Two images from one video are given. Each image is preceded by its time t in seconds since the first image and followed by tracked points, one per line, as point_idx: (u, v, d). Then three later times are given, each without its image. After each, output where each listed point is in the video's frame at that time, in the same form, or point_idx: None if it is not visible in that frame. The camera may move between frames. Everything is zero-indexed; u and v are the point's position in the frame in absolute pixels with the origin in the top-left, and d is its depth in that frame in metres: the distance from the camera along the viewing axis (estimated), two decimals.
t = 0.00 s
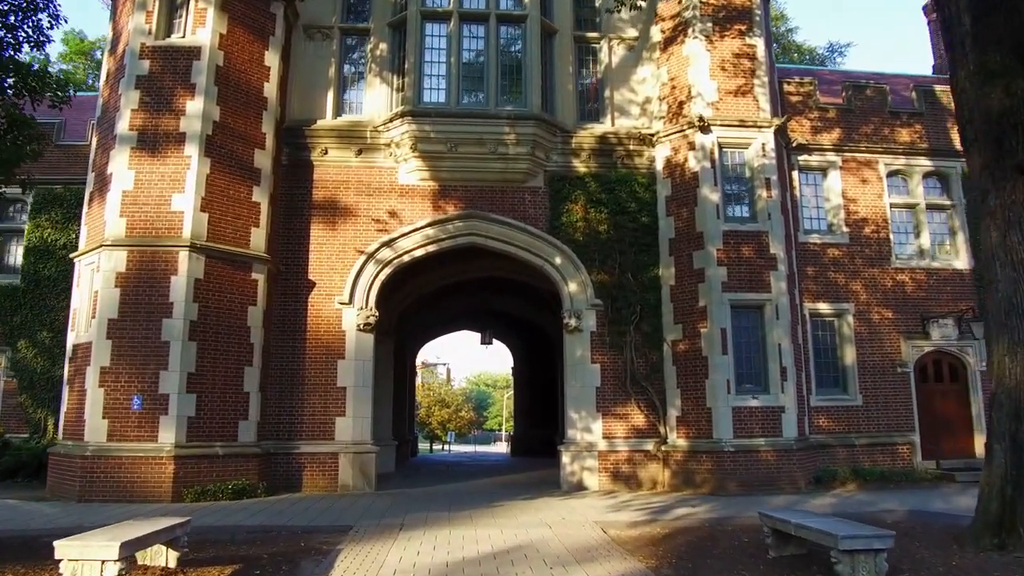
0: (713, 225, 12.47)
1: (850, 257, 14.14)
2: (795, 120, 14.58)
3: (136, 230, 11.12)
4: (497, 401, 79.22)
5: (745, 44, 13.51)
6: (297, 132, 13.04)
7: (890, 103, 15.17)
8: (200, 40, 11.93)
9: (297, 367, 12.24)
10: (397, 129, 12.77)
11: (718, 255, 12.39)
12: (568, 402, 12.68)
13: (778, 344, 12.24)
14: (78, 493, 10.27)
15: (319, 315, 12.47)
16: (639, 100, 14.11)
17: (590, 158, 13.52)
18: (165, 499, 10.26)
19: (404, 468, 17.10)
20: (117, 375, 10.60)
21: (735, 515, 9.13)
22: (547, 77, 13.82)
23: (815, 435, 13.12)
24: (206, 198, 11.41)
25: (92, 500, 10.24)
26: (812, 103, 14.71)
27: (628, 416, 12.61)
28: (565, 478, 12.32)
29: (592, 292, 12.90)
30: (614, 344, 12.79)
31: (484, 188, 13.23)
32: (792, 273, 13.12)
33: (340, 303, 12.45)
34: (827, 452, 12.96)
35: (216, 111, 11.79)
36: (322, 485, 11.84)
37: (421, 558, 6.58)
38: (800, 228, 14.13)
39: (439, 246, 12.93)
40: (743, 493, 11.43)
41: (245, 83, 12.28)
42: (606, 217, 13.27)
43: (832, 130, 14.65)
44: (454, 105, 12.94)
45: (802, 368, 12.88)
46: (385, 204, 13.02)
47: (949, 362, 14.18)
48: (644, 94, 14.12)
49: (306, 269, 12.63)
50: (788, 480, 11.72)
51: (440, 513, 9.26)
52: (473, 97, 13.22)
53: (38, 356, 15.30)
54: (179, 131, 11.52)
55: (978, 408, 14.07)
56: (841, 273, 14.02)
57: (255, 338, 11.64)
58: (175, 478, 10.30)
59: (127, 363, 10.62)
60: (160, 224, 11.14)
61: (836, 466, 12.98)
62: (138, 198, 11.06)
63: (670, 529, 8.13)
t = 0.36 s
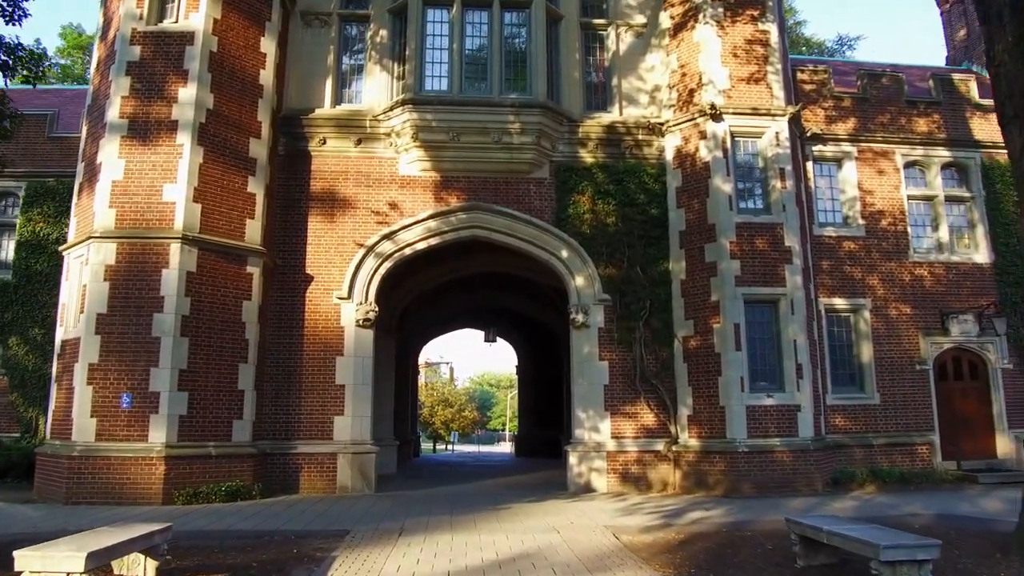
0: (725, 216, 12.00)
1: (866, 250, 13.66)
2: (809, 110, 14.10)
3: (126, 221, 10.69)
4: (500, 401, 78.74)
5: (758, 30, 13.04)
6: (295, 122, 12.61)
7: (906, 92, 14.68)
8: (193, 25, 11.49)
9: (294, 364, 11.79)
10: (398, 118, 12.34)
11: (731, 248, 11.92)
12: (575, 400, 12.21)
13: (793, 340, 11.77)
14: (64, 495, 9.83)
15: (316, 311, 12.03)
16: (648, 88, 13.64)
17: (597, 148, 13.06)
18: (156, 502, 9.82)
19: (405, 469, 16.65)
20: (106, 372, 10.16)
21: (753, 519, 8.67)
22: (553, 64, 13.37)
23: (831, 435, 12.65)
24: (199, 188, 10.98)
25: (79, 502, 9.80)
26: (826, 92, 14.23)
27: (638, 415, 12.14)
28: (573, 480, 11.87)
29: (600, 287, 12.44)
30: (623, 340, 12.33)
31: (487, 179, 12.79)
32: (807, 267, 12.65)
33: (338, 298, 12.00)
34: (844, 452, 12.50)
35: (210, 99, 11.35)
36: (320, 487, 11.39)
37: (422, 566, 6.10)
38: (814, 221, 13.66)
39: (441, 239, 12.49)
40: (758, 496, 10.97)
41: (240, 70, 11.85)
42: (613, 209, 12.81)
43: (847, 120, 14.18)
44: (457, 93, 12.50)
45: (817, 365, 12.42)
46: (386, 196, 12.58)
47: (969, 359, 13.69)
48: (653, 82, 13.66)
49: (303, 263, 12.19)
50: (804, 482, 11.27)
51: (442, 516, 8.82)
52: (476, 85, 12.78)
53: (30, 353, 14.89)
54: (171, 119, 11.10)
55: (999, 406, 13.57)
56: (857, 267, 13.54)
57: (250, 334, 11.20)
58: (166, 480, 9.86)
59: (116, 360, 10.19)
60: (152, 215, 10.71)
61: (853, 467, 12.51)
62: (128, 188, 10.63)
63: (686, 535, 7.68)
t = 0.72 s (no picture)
0: (745, 208, 11.51)
1: (891, 244, 13.13)
2: (831, 98, 13.58)
3: (123, 214, 10.30)
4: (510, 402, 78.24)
5: (778, 15, 12.54)
6: (298, 112, 12.19)
7: (932, 80, 14.13)
8: (192, 12, 11.10)
9: (297, 363, 11.36)
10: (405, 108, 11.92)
11: (752, 241, 11.42)
12: (590, 400, 11.74)
13: (818, 337, 11.27)
14: (58, 499, 9.44)
15: (321, 307, 11.60)
16: (663, 77, 13.16)
17: (611, 138, 12.59)
18: (153, 506, 9.41)
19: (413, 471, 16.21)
20: (102, 371, 9.77)
21: (781, 525, 8.18)
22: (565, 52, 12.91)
23: (856, 436, 12.14)
24: (198, 180, 10.57)
25: (74, 506, 9.41)
26: (849, 79, 13.70)
27: (655, 415, 11.66)
28: (587, 483, 11.39)
29: (614, 282, 11.96)
30: (639, 337, 11.85)
31: (497, 171, 12.33)
32: (831, 260, 12.14)
33: (343, 294, 11.57)
34: (869, 454, 12.00)
35: (210, 88, 10.95)
36: (325, 490, 10.96)
37: None
38: (837, 213, 13.14)
39: (449, 233, 12.04)
40: (782, 499, 10.48)
41: (241, 58, 11.44)
42: (628, 201, 12.33)
43: (871, 109, 13.65)
44: (466, 82, 12.06)
45: (842, 363, 11.91)
46: (392, 188, 12.15)
47: (999, 357, 13.14)
48: (669, 71, 13.18)
49: (307, 259, 11.77)
50: (830, 485, 10.77)
51: (451, 522, 8.37)
52: (485, 74, 12.33)
53: (29, 352, 14.55)
54: (170, 109, 10.70)
55: None
56: (882, 261, 13.01)
57: (252, 331, 10.78)
58: (164, 483, 9.45)
59: (112, 358, 9.80)
60: (149, 208, 10.32)
61: (880, 469, 11.98)
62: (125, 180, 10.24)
63: (711, 544, 7.19)
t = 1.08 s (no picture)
0: (764, 200, 11.07)
1: (915, 238, 12.66)
2: (851, 88, 13.12)
3: (120, 209, 9.96)
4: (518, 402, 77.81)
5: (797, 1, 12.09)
6: (300, 103, 11.82)
7: (955, 68, 13.64)
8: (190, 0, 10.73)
9: (300, 363, 10.99)
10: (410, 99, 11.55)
11: (771, 234, 10.99)
12: (602, 401, 11.33)
13: (840, 335, 10.83)
14: (51, 504, 9.10)
15: (324, 305, 11.22)
16: (677, 66, 12.73)
17: (624, 129, 12.17)
18: (148, 511, 9.05)
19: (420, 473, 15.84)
20: (97, 371, 9.42)
21: (807, 533, 7.75)
22: (575, 41, 12.50)
23: (879, 437, 11.69)
24: (197, 173, 10.21)
25: (68, 511, 9.06)
26: (869, 68, 13.24)
27: (670, 416, 11.24)
28: (600, 487, 10.99)
29: (627, 278, 11.54)
30: (654, 336, 11.43)
31: (506, 164, 11.93)
32: (852, 255, 11.69)
33: (347, 291, 11.18)
34: (893, 456, 11.55)
35: (208, 78, 10.58)
36: (329, 495, 10.58)
37: None
38: (858, 206, 12.68)
39: (457, 228, 11.65)
40: (804, 504, 10.04)
41: (241, 48, 11.07)
42: (642, 195, 11.91)
43: (892, 98, 13.18)
44: (473, 72, 11.67)
45: (865, 361, 11.46)
46: (398, 182, 11.76)
47: None
48: (683, 60, 12.75)
49: (310, 255, 11.40)
50: (854, 490, 10.32)
51: (459, 529, 7.98)
52: (493, 64, 11.93)
53: (28, 352, 14.23)
54: (167, 100, 10.35)
55: None
56: (905, 256, 12.55)
57: (253, 330, 10.40)
58: (161, 487, 9.10)
59: (108, 358, 9.45)
60: (147, 202, 9.97)
61: (905, 472, 11.53)
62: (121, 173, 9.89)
63: (735, 555, 6.78)
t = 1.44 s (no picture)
0: (785, 189, 10.55)
1: (942, 229, 12.11)
2: (874, 73, 12.59)
3: (112, 200, 9.55)
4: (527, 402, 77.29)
5: None
6: (301, 91, 11.39)
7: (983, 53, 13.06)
8: None
9: (301, 361, 10.56)
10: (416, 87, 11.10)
11: (793, 225, 10.48)
12: (616, 400, 10.85)
13: (866, 330, 10.31)
14: (40, 509, 8.71)
15: (326, 301, 10.78)
16: (693, 52, 12.24)
17: (637, 117, 11.68)
18: (141, 516, 8.64)
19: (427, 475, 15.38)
20: (88, 370, 9.01)
21: (839, 541, 7.23)
22: (586, 27, 12.02)
23: (906, 438, 11.15)
24: (193, 163, 9.79)
25: (57, 516, 8.67)
26: (893, 53, 12.68)
27: (687, 416, 10.75)
28: (615, 490, 10.51)
29: (642, 272, 11.05)
30: (670, 332, 10.94)
31: (515, 153, 11.47)
32: (878, 247, 11.16)
33: (350, 286, 10.73)
34: (921, 457, 11.01)
35: (205, 64, 10.16)
36: (331, 499, 10.15)
37: None
38: (882, 197, 12.15)
39: (464, 220, 11.20)
40: (830, 509, 9.53)
41: (239, 34, 10.64)
42: (656, 185, 11.41)
43: (917, 85, 12.64)
44: (481, 58, 11.21)
45: (892, 359, 10.93)
46: (403, 172, 11.31)
47: None
48: (699, 45, 12.25)
49: (311, 249, 10.97)
50: (882, 494, 9.80)
51: (466, 536, 7.52)
52: (501, 49, 11.47)
53: (25, 351, 13.86)
54: (162, 87, 9.94)
55: None
56: (932, 248, 12.01)
57: (251, 326, 9.98)
58: (154, 491, 8.68)
59: (99, 355, 9.05)
60: (141, 193, 9.56)
61: (934, 474, 10.99)
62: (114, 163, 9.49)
63: (763, 567, 6.29)
